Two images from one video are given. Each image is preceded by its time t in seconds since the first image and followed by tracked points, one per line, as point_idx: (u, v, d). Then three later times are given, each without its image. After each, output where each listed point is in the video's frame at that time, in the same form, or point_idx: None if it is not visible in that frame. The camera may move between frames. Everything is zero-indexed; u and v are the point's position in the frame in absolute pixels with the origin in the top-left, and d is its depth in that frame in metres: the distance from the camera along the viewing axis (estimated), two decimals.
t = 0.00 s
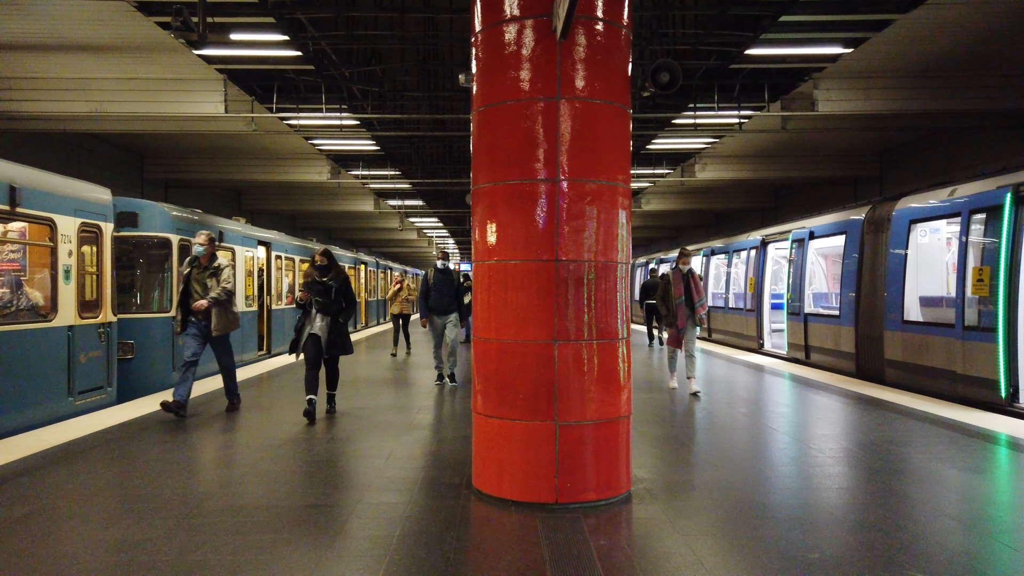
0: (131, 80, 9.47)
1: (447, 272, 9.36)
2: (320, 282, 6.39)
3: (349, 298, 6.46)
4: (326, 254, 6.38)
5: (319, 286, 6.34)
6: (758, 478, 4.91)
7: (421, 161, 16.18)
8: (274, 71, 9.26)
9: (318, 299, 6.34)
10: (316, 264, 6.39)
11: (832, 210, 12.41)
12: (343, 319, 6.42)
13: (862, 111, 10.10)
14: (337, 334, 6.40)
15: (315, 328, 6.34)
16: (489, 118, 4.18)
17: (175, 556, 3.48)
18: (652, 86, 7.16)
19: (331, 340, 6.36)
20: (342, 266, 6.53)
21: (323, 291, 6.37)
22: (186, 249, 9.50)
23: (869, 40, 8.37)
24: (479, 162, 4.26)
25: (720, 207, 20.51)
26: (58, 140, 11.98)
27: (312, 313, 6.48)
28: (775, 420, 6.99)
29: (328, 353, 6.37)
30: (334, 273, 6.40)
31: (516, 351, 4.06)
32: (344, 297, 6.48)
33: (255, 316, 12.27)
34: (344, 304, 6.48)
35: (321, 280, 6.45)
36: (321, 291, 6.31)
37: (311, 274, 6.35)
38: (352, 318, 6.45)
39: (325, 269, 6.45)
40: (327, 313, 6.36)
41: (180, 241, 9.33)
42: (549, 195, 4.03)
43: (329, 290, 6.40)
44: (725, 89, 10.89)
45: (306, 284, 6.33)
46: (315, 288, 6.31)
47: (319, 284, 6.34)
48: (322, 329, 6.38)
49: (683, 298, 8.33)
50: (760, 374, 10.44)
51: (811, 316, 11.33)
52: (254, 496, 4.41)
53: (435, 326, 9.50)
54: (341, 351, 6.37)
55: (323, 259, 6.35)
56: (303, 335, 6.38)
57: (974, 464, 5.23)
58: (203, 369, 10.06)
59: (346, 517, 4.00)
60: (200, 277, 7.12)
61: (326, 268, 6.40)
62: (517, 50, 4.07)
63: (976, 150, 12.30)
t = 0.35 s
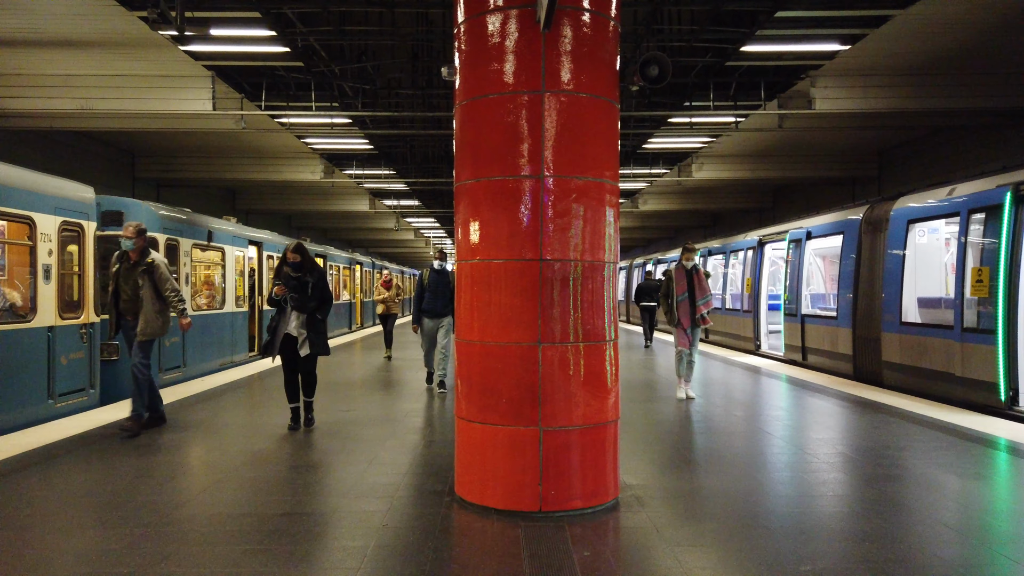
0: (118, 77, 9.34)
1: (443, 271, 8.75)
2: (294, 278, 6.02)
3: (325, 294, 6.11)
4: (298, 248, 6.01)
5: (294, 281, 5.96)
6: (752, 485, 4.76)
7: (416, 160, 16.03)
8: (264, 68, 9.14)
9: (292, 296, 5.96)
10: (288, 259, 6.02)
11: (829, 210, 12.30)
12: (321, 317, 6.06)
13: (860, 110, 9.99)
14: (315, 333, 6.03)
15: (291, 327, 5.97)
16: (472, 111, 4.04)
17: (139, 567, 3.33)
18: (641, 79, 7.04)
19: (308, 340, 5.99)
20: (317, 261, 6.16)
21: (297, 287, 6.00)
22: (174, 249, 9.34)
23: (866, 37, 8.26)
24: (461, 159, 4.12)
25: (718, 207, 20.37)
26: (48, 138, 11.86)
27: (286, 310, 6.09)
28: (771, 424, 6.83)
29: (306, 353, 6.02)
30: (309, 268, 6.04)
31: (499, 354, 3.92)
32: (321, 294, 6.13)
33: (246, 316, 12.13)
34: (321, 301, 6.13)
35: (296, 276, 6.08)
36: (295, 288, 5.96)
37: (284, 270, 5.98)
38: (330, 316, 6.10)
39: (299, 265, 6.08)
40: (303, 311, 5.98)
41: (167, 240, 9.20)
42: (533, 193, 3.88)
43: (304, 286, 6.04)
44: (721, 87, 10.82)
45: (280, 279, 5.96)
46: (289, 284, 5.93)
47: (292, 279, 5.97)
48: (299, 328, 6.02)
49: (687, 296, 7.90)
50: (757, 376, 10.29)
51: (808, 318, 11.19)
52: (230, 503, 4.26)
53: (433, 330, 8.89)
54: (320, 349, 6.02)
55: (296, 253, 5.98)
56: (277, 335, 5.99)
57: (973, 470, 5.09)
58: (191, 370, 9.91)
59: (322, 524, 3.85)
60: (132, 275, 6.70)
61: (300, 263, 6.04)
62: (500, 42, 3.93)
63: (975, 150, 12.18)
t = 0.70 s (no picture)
0: (110, 77, 9.29)
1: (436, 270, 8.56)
2: (278, 282, 5.77)
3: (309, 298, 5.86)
4: (282, 251, 5.72)
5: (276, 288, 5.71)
6: (745, 489, 4.70)
7: (412, 161, 16.00)
8: (257, 67, 9.10)
9: (274, 303, 5.74)
10: (273, 262, 5.75)
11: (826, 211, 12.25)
12: (304, 325, 5.84)
13: (856, 111, 9.94)
14: (298, 342, 5.84)
15: (273, 335, 5.81)
16: (459, 110, 3.99)
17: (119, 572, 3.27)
18: (630, 78, 6.99)
19: (290, 349, 5.82)
20: (303, 264, 5.86)
21: (280, 293, 5.75)
22: (166, 250, 9.28)
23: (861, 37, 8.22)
24: (449, 159, 4.07)
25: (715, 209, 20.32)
26: (42, 139, 11.81)
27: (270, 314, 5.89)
28: (766, 428, 6.77)
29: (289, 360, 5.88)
30: (294, 273, 5.76)
31: (486, 357, 3.86)
32: (306, 300, 5.87)
33: (240, 318, 12.07)
34: (306, 308, 5.89)
35: (279, 279, 5.79)
36: (278, 295, 5.71)
37: (267, 273, 5.72)
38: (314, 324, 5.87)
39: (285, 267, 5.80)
40: (286, 319, 5.78)
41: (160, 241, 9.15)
42: (521, 193, 3.83)
43: (288, 291, 5.78)
44: (716, 89, 10.74)
45: (261, 284, 5.69)
46: (271, 290, 5.70)
47: (275, 285, 5.72)
48: (282, 336, 5.83)
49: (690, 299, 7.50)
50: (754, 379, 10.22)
51: (805, 319, 11.13)
52: (215, 506, 4.20)
53: (429, 331, 8.52)
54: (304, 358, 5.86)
55: (279, 257, 5.70)
56: (259, 341, 5.85)
57: (968, 474, 5.03)
58: (183, 372, 9.83)
59: (306, 529, 3.79)
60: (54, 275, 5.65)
61: (285, 268, 5.75)
62: (487, 41, 3.88)
63: (972, 151, 12.14)
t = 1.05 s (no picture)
0: (106, 79, 9.31)
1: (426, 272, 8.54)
2: (254, 282, 5.35)
3: (289, 300, 5.44)
4: (259, 248, 5.30)
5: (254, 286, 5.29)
6: (739, 493, 4.69)
7: (409, 164, 16.01)
8: (251, 71, 9.13)
9: (252, 303, 5.33)
10: (248, 260, 5.29)
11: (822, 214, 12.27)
12: (285, 328, 5.41)
13: (849, 114, 9.97)
14: (278, 346, 5.43)
15: (250, 338, 5.34)
16: (449, 112, 3.98)
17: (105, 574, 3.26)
18: (621, 81, 7.00)
19: (270, 353, 5.41)
20: (283, 262, 5.43)
21: (258, 293, 5.35)
22: (161, 252, 9.27)
23: (855, 40, 8.24)
24: (439, 161, 4.05)
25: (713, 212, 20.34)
26: (39, 141, 11.83)
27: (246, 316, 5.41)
28: (762, 431, 6.75)
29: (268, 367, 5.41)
30: (272, 271, 5.33)
31: (475, 359, 3.86)
32: (287, 301, 5.46)
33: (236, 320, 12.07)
34: (288, 309, 5.45)
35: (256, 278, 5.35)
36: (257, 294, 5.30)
37: (243, 272, 5.29)
38: (296, 327, 5.44)
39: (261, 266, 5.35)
40: (265, 321, 5.36)
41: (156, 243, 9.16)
42: (510, 195, 3.83)
43: (267, 291, 5.39)
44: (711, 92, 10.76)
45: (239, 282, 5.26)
46: (248, 290, 5.28)
47: (253, 284, 5.30)
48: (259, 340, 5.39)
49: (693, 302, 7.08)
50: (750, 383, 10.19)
51: (801, 322, 11.13)
52: (205, 509, 4.19)
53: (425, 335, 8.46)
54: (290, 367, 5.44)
55: (256, 254, 5.26)
56: (234, 345, 5.36)
57: (961, 478, 5.03)
58: (179, 373, 9.84)
59: (295, 531, 3.80)
60: None
61: (262, 266, 5.32)
62: (475, 43, 3.88)
63: (968, 155, 12.15)
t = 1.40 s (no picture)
0: (102, 79, 9.28)
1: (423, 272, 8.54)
2: (230, 281, 5.07)
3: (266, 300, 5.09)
4: (234, 244, 5.06)
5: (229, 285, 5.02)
6: (735, 493, 4.68)
7: (407, 165, 16.02)
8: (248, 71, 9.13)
9: (228, 302, 5.01)
10: (223, 258, 5.07)
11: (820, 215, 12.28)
12: (261, 328, 5.02)
13: (846, 115, 9.98)
14: (253, 349, 5.00)
15: (225, 342, 4.99)
16: (443, 112, 3.98)
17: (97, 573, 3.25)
18: (616, 81, 6.99)
19: (245, 358, 4.97)
20: (260, 260, 5.17)
21: (234, 292, 5.05)
22: (158, 252, 9.26)
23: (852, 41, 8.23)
24: (434, 160, 4.05)
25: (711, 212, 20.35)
26: (36, 141, 11.81)
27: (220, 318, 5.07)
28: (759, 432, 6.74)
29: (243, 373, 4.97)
30: (248, 268, 5.06)
31: (470, 359, 3.85)
32: (263, 301, 5.12)
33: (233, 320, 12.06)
34: (265, 310, 5.10)
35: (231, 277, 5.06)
36: (232, 292, 5.02)
37: (218, 271, 5.05)
38: (273, 328, 5.06)
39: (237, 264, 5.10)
40: (239, 321, 4.99)
41: (153, 243, 9.17)
42: (504, 194, 3.82)
43: (243, 291, 5.07)
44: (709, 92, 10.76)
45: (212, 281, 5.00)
46: (223, 289, 5.02)
47: (228, 282, 5.04)
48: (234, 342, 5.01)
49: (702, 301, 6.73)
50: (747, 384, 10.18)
51: (798, 323, 11.13)
52: (200, 508, 4.18)
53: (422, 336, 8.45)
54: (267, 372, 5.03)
55: (230, 250, 5.03)
56: (207, 351, 4.99)
57: (957, 479, 5.02)
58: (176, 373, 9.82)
59: (290, 531, 3.79)
60: None
61: (238, 263, 5.06)
62: (470, 43, 3.88)
63: (965, 156, 12.17)
